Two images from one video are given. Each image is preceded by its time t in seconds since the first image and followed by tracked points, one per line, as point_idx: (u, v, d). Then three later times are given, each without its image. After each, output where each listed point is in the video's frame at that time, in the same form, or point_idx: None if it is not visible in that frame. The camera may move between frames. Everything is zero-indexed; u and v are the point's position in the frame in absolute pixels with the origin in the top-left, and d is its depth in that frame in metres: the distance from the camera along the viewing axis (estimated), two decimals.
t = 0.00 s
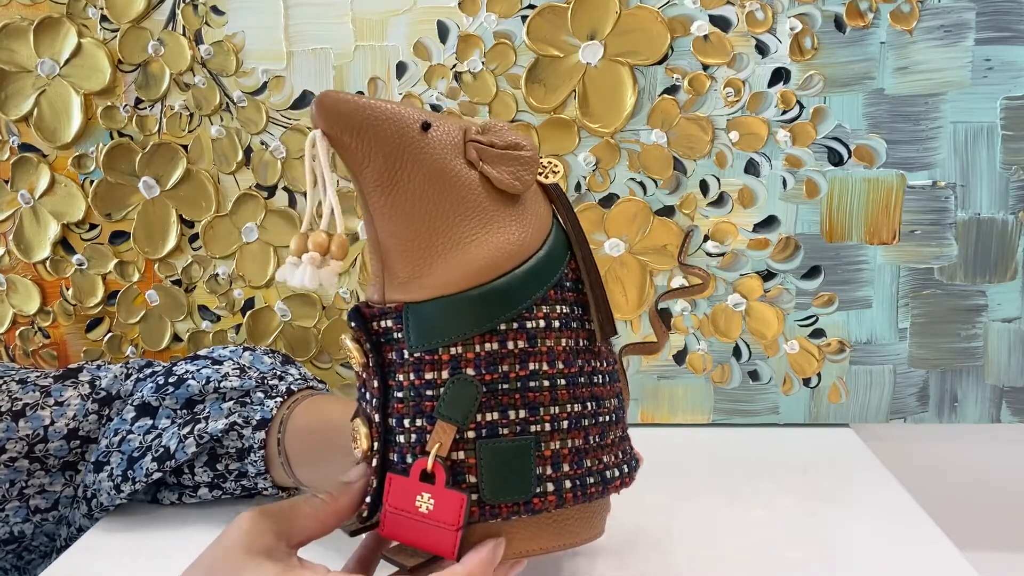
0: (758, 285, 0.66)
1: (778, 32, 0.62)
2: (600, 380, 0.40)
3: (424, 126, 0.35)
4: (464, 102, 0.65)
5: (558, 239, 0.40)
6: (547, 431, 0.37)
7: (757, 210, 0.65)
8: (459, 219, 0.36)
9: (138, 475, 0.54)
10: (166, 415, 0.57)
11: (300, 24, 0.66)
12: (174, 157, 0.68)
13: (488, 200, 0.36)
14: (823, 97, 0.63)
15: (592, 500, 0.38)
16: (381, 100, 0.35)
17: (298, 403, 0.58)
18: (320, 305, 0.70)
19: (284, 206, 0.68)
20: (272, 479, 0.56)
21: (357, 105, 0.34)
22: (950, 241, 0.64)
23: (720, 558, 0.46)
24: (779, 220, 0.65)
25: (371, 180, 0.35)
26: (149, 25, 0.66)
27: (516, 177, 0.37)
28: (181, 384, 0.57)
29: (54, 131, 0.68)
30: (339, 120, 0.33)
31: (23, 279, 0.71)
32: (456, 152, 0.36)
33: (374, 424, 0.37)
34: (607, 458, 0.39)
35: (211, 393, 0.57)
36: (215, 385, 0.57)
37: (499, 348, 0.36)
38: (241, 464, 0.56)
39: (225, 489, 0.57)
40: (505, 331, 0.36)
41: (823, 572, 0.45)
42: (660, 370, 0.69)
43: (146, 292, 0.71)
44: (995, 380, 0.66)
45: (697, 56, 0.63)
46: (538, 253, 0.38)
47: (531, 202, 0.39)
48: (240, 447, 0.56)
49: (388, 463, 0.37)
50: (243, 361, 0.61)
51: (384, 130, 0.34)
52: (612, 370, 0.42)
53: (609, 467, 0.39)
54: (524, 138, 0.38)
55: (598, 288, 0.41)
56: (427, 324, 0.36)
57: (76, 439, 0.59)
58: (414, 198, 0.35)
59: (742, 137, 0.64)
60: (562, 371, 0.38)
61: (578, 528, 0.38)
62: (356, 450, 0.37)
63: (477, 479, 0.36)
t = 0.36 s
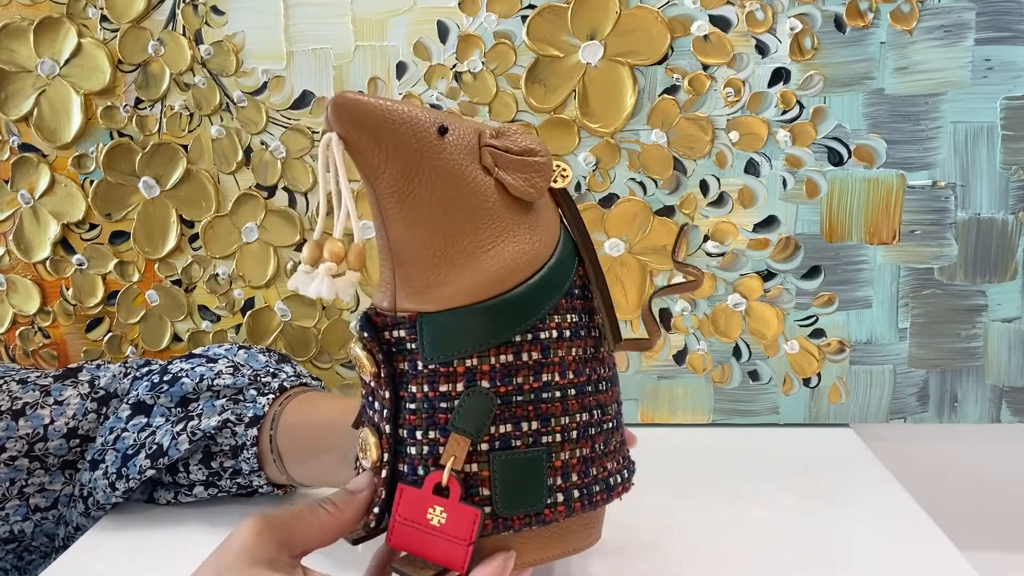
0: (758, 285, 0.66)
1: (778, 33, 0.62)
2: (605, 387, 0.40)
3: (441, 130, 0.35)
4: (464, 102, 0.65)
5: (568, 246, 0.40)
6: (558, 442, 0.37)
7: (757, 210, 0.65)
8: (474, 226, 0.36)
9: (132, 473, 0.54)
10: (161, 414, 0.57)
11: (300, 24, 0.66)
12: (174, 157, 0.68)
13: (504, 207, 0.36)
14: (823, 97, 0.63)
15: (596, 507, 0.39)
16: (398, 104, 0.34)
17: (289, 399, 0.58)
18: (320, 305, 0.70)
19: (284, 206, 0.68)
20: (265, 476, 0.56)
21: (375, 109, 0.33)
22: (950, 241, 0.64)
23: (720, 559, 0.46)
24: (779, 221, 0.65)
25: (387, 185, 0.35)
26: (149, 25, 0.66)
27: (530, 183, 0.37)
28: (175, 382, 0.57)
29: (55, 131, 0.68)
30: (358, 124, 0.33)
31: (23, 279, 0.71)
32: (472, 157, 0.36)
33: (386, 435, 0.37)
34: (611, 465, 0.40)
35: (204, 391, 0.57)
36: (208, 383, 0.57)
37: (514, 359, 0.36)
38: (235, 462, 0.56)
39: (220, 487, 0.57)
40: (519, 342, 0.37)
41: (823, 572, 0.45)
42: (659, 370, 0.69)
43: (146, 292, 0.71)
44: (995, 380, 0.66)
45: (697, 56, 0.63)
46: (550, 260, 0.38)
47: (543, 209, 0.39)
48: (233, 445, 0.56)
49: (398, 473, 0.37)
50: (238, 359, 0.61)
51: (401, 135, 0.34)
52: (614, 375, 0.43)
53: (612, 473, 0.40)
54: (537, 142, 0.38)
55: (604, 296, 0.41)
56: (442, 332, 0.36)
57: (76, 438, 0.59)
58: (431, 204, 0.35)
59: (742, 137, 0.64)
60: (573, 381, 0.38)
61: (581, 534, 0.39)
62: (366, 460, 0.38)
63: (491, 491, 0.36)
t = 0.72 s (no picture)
0: (758, 285, 0.66)
1: (778, 33, 0.62)
2: (599, 383, 0.41)
3: (435, 130, 0.35)
4: (464, 102, 0.65)
5: (560, 244, 0.40)
6: (556, 441, 0.37)
7: (757, 210, 0.65)
8: (469, 228, 0.36)
9: (126, 471, 0.54)
10: (156, 412, 0.57)
11: (300, 24, 0.66)
12: (174, 157, 0.68)
13: (499, 207, 0.37)
14: (823, 97, 0.63)
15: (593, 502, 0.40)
16: (391, 105, 0.34)
17: (282, 398, 0.58)
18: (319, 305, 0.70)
19: (284, 206, 0.68)
20: (261, 473, 0.56)
21: (368, 111, 0.33)
22: (950, 241, 0.64)
23: (719, 559, 0.46)
24: (779, 221, 0.65)
25: (382, 188, 0.34)
26: (149, 25, 0.66)
27: (524, 183, 0.37)
28: (170, 381, 0.57)
29: (55, 131, 0.68)
30: (352, 127, 0.33)
31: (23, 279, 0.71)
32: (466, 158, 0.36)
33: (385, 439, 0.37)
34: (606, 460, 0.40)
35: (198, 390, 0.57)
36: (202, 381, 0.57)
37: (512, 360, 0.36)
38: (231, 460, 0.56)
39: (218, 486, 0.57)
40: (517, 343, 0.37)
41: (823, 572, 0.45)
42: (659, 370, 0.69)
43: (146, 292, 0.71)
44: (996, 380, 0.66)
45: (697, 56, 0.63)
46: (543, 259, 0.38)
47: (536, 207, 0.39)
48: (228, 443, 0.56)
49: (398, 477, 0.37)
50: (232, 359, 0.61)
51: (395, 137, 0.34)
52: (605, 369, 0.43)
53: (607, 467, 0.40)
54: (529, 140, 0.38)
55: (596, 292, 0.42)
56: (439, 335, 0.36)
57: (73, 437, 0.59)
58: (426, 207, 0.35)
59: (742, 137, 0.64)
60: (569, 379, 0.38)
61: (579, 529, 0.40)
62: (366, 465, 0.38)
63: (492, 493, 0.36)
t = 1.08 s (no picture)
0: (757, 285, 0.66)
1: (778, 32, 0.62)
2: (596, 379, 0.40)
3: (424, 125, 0.35)
4: (464, 102, 0.65)
5: (553, 239, 0.40)
6: (544, 433, 0.37)
7: (757, 210, 0.65)
8: (457, 221, 0.36)
9: (134, 468, 0.54)
10: (162, 410, 0.57)
11: (300, 24, 0.66)
12: (174, 157, 0.68)
13: (488, 201, 0.36)
14: (823, 97, 0.63)
15: (586, 499, 0.39)
16: (380, 99, 0.34)
17: (290, 395, 0.58)
18: (319, 305, 0.70)
19: (284, 206, 0.68)
20: (268, 471, 0.56)
21: (356, 105, 0.33)
22: (950, 241, 0.64)
23: (720, 559, 0.46)
24: (779, 220, 0.65)
25: (370, 181, 0.34)
26: (149, 25, 0.66)
27: (515, 178, 0.37)
28: (177, 378, 0.58)
29: (54, 131, 0.68)
30: (340, 120, 0.33)
31: (23, 279, 0.71)
32: (456, 152, 0.36)
33: (373, 425, 0.37)
34: (602, 457, 0.40)
35: (206, 387, 0.57)
36: (210, 378, 0.58)
37: (499, 351, 0.36)
38: (238, 457, 0.56)
39: (224, 483, 0.57)
40: (504, 335, 0.37)
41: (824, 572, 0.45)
42: (659, 370, 0.69)
43: (146, 292, 0.71)
44: (995, 380, 0.66)
45: (697, 56, 0.63)
46: (534, 254, 0.38)
47: (528, 203, 0.39)
48: (236, 439, 0.56)
49: (387, 464, 0.38)
50: (239, 357, 0.61)
51: (384, 130, 0.34)
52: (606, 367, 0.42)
53: (603, 465, 0.40)
54: (523, 137, 0.38)
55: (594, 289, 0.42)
56: (426, 326, 0.36)
57: (75, 435, 0.59)
58: (414, 200, 0.35)
59: (742, 137, 0.64)
60: (560, 373, 0.38)
61: (573, 527, 0.39)
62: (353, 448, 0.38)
63: (477, 481, 0.36)
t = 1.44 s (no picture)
0: (757, 285, 0.66)
1: (778, 33, 0.62)
2: (589, 372, 0.40)
3: (403, 126, 0.35)
4: (464, 102, 0.65)
5: (543, 234, 0.40)
6: (536, 429, 0.37)
7: (757, 210, 0.65)
8: (441, 220, 0.36)
9: (136, 468, 0.54)
10: (163, 409, 0.57)
11: (300, 24, 0.66)
12: (174, 157, 0.68)
13: (472, 199, 0.36)
14: (823, 97, 0.63)
15: (583, 493, 0.39)
16: (358, 102, 0.34)
17: (292, 394, 0.58)
18: (319, 305, 0.70)
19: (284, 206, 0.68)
20: (271, 468, 0.56)
21: (332, 109, 0.33)
22: (950, 241, 0.64)
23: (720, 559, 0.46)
24: (779, 220, 0.65)
25: (352, 184, 0.35)
26: (149, 25, 0.66)
27: (498, 174, 0.37)
28: (177, 377, 0.58)
29: (54, 131, 0.68)
30: (317, 125, 0.33)
31: (23, 279, 0.71)
32: (437, 151, 0.36)
33: (365, 426, 0.38)
34: (598, 450, 0.40)
35: (206, 386, 0.57)
36: (210, 377, 0.58)
37: (487, 349, 0.36)
38: (239, 455, 0.56)
39: (225, 482, 0.57)
40: (491, 331, 0.36)
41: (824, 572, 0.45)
42: (659, 370, 0.69)
43: (146, 292, 0.71)
44: (995, 380, 0.66)
45: (697, 56, 0.63)
46: (521, 250, 0.38)
47: (515, 198, 0.39)
48: (237, 437, 0.56)
49: (381, 464, 0.38)
50: (239, 355, 0.61)
51: (362, 133, 0.34)
52: (602, 359, 0.42)
53: (600, 459, 0.40)
54: (506, 132, 0.38)
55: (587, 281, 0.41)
56: (413, 326, 0.36)
57: (75, 435, 0.59)
58: (397, 200, 0.35)
59: (742, 137, 0.64)
60: (551, 368, 0.38)
61: (573, 519, 0.39)
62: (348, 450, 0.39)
63: (468, 479, 0.36)
